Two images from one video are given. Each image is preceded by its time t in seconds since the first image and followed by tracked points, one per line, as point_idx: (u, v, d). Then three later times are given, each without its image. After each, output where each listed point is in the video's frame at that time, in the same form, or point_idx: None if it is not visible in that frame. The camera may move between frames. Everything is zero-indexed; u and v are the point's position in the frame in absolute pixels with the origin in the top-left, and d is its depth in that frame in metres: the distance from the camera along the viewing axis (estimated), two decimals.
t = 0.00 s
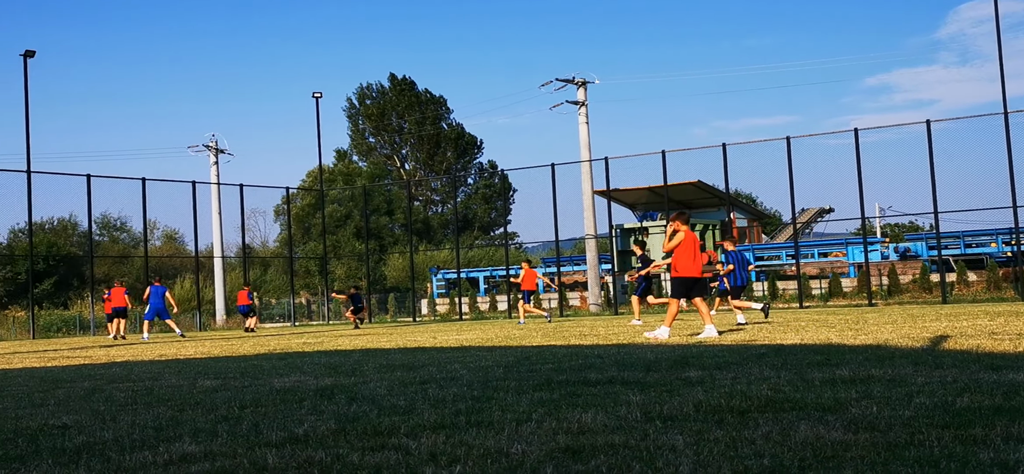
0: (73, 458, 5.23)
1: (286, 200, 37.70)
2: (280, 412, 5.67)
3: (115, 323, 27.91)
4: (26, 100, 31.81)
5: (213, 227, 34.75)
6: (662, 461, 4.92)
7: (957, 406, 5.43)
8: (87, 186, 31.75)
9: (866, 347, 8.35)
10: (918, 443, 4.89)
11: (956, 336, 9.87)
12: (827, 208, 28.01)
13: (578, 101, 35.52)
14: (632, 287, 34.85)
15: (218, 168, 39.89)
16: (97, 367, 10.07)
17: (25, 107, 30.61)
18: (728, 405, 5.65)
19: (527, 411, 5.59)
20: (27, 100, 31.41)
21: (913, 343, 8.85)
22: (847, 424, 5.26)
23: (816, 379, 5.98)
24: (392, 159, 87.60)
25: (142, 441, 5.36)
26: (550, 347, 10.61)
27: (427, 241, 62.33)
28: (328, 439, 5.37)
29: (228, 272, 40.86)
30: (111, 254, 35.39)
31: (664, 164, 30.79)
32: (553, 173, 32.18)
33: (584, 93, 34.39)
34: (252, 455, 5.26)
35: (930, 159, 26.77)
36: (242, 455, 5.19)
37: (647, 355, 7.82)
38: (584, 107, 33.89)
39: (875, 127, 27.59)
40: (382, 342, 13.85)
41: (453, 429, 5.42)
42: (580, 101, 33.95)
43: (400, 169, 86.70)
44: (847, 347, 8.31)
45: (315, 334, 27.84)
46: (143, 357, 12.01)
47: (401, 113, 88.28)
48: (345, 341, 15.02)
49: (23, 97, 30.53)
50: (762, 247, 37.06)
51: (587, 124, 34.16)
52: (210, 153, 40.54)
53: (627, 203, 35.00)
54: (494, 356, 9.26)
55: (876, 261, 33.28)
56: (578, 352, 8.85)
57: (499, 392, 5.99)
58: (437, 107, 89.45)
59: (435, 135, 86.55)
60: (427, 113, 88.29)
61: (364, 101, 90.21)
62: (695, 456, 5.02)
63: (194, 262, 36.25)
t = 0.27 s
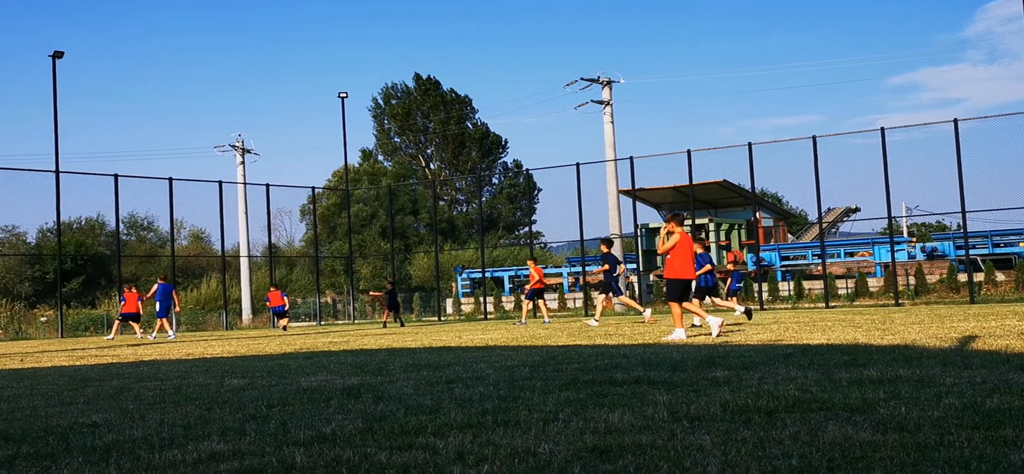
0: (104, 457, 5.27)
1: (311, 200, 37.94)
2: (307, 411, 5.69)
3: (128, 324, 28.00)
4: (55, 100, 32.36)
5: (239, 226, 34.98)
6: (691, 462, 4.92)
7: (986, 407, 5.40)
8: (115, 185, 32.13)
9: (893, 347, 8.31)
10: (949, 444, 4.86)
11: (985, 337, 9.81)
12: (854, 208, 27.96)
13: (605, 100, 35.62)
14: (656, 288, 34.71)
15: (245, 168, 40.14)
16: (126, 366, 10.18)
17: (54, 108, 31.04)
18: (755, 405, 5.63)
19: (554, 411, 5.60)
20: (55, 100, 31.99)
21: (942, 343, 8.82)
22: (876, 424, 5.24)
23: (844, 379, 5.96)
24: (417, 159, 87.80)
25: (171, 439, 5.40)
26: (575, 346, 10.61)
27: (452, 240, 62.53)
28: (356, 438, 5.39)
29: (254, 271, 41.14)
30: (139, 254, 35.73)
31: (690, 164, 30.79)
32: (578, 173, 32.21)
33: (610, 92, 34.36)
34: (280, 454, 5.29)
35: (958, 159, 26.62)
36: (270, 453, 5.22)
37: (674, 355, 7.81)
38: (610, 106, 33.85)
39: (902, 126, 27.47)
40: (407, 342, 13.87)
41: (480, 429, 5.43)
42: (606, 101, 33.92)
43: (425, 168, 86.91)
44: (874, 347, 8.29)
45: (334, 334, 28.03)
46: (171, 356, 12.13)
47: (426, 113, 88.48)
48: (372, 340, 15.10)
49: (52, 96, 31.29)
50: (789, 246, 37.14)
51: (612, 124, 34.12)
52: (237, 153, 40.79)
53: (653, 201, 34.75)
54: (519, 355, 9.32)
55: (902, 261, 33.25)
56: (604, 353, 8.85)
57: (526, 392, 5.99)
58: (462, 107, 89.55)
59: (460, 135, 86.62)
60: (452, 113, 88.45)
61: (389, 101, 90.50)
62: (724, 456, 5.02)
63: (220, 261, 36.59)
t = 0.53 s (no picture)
0: (156, 456, 5.34)
1: (355, 201, 38.35)
2: (355, 412, 5.74)
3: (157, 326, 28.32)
4: (102, 103, 33.08)
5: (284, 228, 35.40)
6: (741, 463, 4.91)
7: None
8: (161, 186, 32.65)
9: (939, 347, 8.23)
10: (1002, 445, 4.81)
11: None
12: (900, 206, 27.81)
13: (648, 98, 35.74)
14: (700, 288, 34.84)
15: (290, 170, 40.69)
16: (175, 367, 10.34)
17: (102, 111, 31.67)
18: (804, 406, 5.62)
19: (601, 412, 5.61)
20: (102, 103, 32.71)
21: (991, 344, 8.73)
22: (927, 425, 5.21)
23: (893, 380, 5.92)
24: (459, 160, 88.16)
25: (222, 440, 5.47)
26: (620, 347, 10.62)
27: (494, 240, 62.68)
28: (404, 438, 5.42)
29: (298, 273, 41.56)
30: (185, 254, 36.19)
31: (734, 162, 30.79)
32: (621, 172, 32.30)
33: (651, 91, 34.33)
34: (330, 454, 5.33)
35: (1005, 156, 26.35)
36: (320, 454, 5.26)
37: (719, 356, 7.80)
38: (652, 105, 33.83)
39: (948, 123, 27.23)
40: (452, 342, 13.94)
41: (527, 430, 5.45)
42: (648, 100, 33.91)
43: (468, 169, 87.23)
44: (921, 347, 8.22)
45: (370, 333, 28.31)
46: (216, 358, 12.27)
47: (469, 113, 88.79)
48: (415, 341, 15.22)
49: (100, 100, 32.37)
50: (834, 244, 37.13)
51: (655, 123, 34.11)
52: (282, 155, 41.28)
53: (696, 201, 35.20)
54: (565, 356, 9.39)
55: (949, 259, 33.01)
56: (648, 354, 8.85)
57: (572, 392, 6.01)
58: (504, 107, 89.64)
59: (502, 136, 86.79)
60: (495, 114, 88.64)
61: (431, 101, 90.91)
62: (774, 457, 5.01)
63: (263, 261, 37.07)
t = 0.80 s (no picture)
0: (200, 455, 5.39)
1: (394, 201, 38.59)
2: (396, 411, 5.77)
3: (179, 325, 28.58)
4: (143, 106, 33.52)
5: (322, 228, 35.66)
6: (785, 463, 4.90)
7: None
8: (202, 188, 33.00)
9: (982, 346, 8.09)
10: None
11: None
12: (941, 205, 27.60)
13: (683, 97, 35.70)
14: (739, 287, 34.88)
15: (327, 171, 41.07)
16: (216, 366, 10.44)
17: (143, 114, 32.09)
18: (846, 406, 5.59)
19: (642, 411, 5.61)
20: (144, 106, 33.17)
21: None
22: (972, 426, 5.16)
23: (936, 380, 5.88)
24: (497, 160, 88.38)
25: (264, 439, 5.51)
26: (659, 346, 10.61)
27: (532, 240, 62.74)
28: (445, 438, 5.44)
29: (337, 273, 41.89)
30: (225, 254, 36.55)
31: (773, 161, 30.76)
32: (659, 171, 32.36)
33: (689, 90, 34.27)
34: (372, 453, 5.37)
35: None
36: (362, 453, 5.29)
37: (760, 355, 7.77)
38: (689, 104, 33.76)
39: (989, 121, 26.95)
40: (492, 341, 13.95)
41: (568, 429, 5.46)
42: (686, 99, 33.84)
43: (505, 169, 87.38)
44: (965, 347, 8.11)
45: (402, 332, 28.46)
46: (257, 357, 12.35)
47: (506, 113, 88.89)
48: (454, 340, 15.27)
49: (142, 103, 32.89)
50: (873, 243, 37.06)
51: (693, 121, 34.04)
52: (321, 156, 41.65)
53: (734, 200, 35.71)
54: (604, 355, 9.41)
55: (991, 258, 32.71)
56: (688, 353, 8.83)
57: (613, 392, 6.01)
58: (542, 106, 89.64)
59: (539, 135, 86.86)
60: (532, 113, 88.73)
61: (468, 101, 91.21)
62: (818, 457, 4.99)
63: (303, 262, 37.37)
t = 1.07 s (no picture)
0: (220, 455, 5.42)
1: (413, 201, 38.72)
2: (416, 411, 5.78)
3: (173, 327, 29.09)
4: (163, 107, 33.70)
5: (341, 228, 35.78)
6: (805, 464, 4.90)
7: None
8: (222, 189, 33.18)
9: (1003, 347, 8.00)
10: None
11: None
12: (961, 204, 27.47)
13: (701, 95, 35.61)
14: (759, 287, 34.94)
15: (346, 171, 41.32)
16: (235, 365, 10.47)
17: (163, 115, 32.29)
18: (866, 406, 5.58)
19: (662, 412, 5.60)
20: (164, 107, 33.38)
21: None
22: (994, 426, 5.13)
23: (956, 379, 5.84)
24: (515, 160, 88.54)
25: (285, 439, 5.53)
26: (678, 346, 10.58)
27: (550, 240, 62.73)
28: (465, 438, 5.45)
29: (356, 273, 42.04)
30: (244, 255, 36.72)
31: (793, 161, 30.71)
32: (678, 172, 32.40)
33: (708, 90, 34.16)
34: (392, 453, 5.39)
35: None
36: (381, 453, 5.32)
37: (779, 355, 7.74)
38: (709, 104, 33.68)
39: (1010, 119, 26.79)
40: (509, 341, 13.94)
41: (587, 429, 5.47)
42: (705, 99, 33.76)
43: (524, 169, 87.50)
44: (986, 346, 8.05)
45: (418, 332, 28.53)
46: (276, 357, 12.39)
47: (524, 113, 88.93)
48: (472, 340, 15.27)
49: (161, 104, 33.10)
50: (894, 242, 37.06)
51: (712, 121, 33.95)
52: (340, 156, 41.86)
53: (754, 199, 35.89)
54: (622, 355, 9.40)
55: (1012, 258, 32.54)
56: (705, 354, 8.81)
57: (632, 391, 6.00)
58: (560, 107, 89.67)
59: (558, 135, 86.90)
60: (550, 113, 88.76)
61: (487, 102, 91.37)
62: (839, 457, 4.98)
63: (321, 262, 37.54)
